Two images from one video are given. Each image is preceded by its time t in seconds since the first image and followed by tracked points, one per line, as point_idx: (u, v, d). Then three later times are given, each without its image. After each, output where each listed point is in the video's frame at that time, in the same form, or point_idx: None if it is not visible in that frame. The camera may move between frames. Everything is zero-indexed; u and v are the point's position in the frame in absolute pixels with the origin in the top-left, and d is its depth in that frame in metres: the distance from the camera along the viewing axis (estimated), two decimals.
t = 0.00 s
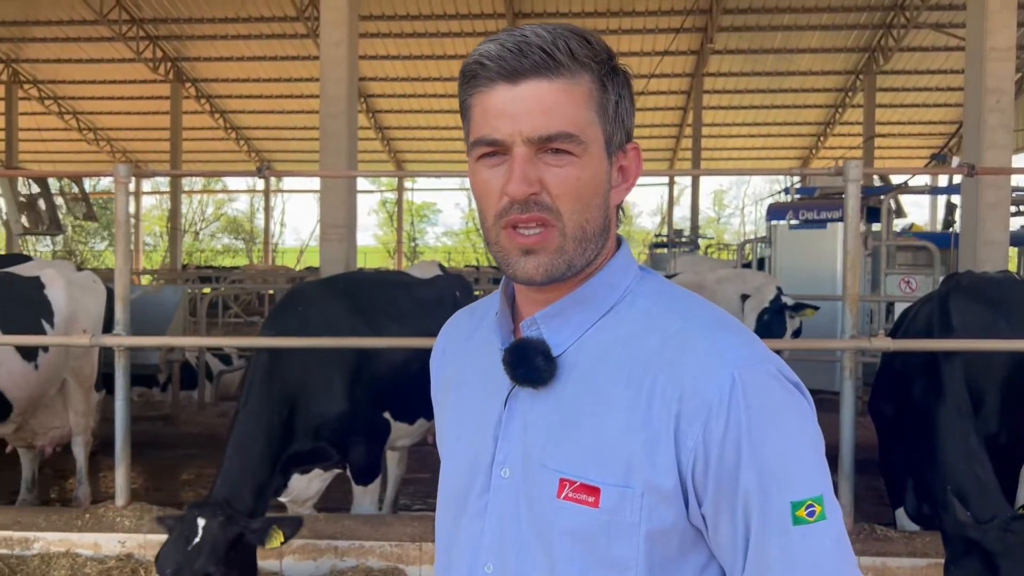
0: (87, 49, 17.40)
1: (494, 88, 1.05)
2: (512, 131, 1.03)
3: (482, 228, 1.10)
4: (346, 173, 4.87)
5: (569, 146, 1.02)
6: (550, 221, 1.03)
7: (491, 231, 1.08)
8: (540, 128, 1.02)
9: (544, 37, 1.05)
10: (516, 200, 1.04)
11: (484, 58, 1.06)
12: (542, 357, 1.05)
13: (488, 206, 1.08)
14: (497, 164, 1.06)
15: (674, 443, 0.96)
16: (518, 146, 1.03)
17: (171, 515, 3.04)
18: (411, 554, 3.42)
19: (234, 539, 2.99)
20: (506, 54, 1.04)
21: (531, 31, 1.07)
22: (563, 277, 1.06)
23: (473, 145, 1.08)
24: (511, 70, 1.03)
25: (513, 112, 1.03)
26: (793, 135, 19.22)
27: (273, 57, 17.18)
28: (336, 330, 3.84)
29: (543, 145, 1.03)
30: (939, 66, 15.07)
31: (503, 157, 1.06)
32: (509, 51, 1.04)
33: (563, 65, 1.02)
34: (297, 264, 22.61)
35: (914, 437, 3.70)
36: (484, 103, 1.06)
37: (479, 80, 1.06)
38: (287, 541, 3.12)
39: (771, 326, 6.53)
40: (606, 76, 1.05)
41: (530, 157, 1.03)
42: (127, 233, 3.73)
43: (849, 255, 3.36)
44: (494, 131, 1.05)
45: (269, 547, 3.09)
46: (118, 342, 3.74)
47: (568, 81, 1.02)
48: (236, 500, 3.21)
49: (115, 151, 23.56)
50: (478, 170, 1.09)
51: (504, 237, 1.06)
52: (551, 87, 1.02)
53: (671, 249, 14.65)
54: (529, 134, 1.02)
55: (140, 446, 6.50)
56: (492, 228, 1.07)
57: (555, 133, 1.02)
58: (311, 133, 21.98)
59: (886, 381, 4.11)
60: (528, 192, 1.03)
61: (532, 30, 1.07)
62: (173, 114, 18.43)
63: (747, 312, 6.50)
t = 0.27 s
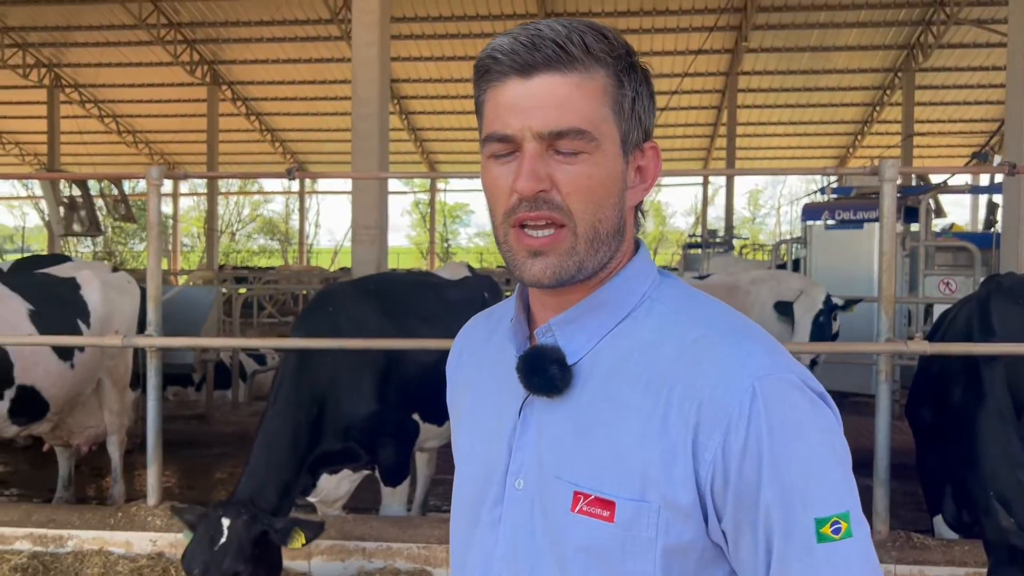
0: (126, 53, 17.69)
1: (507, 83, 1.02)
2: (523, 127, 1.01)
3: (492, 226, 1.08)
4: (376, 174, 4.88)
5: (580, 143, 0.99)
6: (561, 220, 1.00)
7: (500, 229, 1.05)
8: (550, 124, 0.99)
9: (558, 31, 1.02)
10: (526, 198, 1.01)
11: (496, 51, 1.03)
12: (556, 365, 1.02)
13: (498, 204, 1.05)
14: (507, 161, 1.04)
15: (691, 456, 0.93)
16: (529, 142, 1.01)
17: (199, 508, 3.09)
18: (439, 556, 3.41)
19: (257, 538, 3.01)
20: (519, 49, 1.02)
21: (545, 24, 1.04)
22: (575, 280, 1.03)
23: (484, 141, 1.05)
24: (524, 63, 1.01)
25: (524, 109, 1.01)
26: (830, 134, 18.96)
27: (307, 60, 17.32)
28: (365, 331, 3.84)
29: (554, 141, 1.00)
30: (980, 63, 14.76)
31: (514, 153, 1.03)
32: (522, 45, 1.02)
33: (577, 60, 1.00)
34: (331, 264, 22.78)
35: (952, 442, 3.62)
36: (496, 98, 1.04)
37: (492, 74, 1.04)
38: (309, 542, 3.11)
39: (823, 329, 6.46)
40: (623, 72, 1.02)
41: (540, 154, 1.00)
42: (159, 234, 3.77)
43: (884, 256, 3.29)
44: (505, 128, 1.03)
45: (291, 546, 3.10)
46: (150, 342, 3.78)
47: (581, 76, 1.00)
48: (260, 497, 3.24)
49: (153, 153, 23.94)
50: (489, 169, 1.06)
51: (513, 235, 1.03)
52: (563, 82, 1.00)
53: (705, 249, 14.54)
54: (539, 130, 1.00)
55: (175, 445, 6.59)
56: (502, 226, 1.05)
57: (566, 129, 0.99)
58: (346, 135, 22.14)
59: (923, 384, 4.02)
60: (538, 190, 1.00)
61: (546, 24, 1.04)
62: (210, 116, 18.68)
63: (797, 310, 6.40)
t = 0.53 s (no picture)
0: (168, 57, 18.00)
1: (518, 86, 1.01)
2: (530, 131, 1.00)
3: (501, 230, 1.06)
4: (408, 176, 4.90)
5: (589, 146, 0.97)
6: (566, 224, 0.99)
7: (508, 232, 1.04)
8: (558, 127, 0.98)
9: (571, 34, 1.01)
10: (531, 200, 0.99)
11: (509, 54, 1.03)
12: (565, 374, 1.01)
13: (506, 207, 1.04)
14: (516, 164, 1.03)
15: (700, 470, 0.90)
16: (536, 145, 1.00)
17: (233, 507, 3.15)
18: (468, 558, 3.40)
19: (287, 538, 3.04)
20: (530, 51, 1.01)
21: (560, 26, 1.03)
22: (583, 285, 1.01)
23: (494, 143, 1.04)
24: (534, 66, 1.00)
25: (533, 112, 0.99)
26: (871, 133, 18.66)
27: (344, 62, 17.48)
28: (395, 334, 3.87)
29: (562, 144, 0.98)
30: None
31: (523, 156, 1.02)
32: (534, 47, 1.01)
33: (588, 63, 0.98)
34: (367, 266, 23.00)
35: (994, 449, 3.53)
36: (508, 100, 1.03)
37: (505, 76, 1.03)
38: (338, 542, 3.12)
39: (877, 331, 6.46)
40: (638, 75, 1.01)
41: (548, 157, 0.99)
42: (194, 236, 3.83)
43: (922, 258, 3.22)
44: (514, 130, 1.02)
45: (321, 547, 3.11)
46: (184, 343, 3.84)
47: (593, 79, 0.98)
48: (291, 499, 3.27)
49: (194, 155, 24.34)
50: (500, 170, 1.05)
51: (518, 240, 1.02)
52: (573, 84, 0.98)
53: (742, 250, 14.41)
54: (548, 133, 0.99)
55: (213, 444, 6.68)
56: (509, 229, 1.04)
57: (574, 133, 0.98)
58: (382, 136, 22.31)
59: (963, 389, 3.93)
60: (544, 194, 0.99)
61: (561, 25, 1.03)
62: (249, 119, 18.94)
63: (854, 310, 6.36)
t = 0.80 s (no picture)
0: (212, 61, 18.30)
1: (538, 87, 1.02)
2: (550, 131, 1.01)
3: (519, 229, 1.07)
4: (444, 177, 4.93)
5: (608, 148, 0.98)
6: (582, 225, 0.99)
7: (526, 232, 1.05)
8: (577, 129, 0.98)
9: (594, 35, 1.01)
10: (548, 201, 1.00)
11: (531, 54, 1.03)
12: (583, 375, 1.02)
13: (524, 206, 1.05)
14: (536, 163, 1.04)
15: (716, 471, 0.91)
16: (555, 146, 1.00)
17: (268, 501, 3.20)
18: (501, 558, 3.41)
19: (322, 535, 3.08)
20: (553, 53, 1.02)
21: (583, 29, 1.04)
22: (598, 287, 1.02)
23: (515, 143, 1.05)
24: (556, 68, 1.00)
25: (553, 113, 1.00)
26: (916, 131, 18.32)
27: (383, 65, 17.62)
28: (428, 334, 3.91)
29: (580, 145, 0.99)
30: None
31: (542, 156, 1.03)
32: (556, 49, 1.02)
33: (609, 65, 0.99)
34: (406, 266, 23.17)
35: None
36: (529, 102, 1.04)
37: (527, 77, 1.04)
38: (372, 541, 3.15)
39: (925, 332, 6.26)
40: (661, 79, 1.01)
41: (566, 158, 0.99)
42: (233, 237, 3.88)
43: (963, 259, 3.16)
44: (533, 131, 1.03)
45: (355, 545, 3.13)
46: (223, 343, 3.91)
47: (613, 83, 0.99)
48: (327, 497, 3.29)
49: (237, 157, 24.73)
50: (520, 171, 1.06)
51: (536, 240, 1.03)
52: (594, 86, 0.99)
53: (784, 251, 14.25)
54: (566, 134, 0.99)
55: (253, 442, 6.79)
56: (527, 227, 1.04)
57: (592, 135, 0.98)
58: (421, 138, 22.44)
59: (1007, 393, 3.85)
60: (561, 194, 0.99)
61: (584, 28, 1.04)
62: (290, 122, 19.19)
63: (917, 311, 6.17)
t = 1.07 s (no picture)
0: (256, 65, 18.61)
1: (542, 91, 1.05)
2: (554, 133, 1.03)
3: (526, 229, 1.10)
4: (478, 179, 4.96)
5: (610, 149, 1.00)
6: (587, 224, 1.02)
7: (531, 232, 1.07)
8: (579, 131, 1.01)
9: (596, 40, 1.03)
10: (552, 200, 1.03)
11: (535, 61, 1.06)
12: (588, 372, 1.03)
13: (530, 206, 1.08)
14: (541, 164, 1.07)
15: (719, 464, 0.92)
16: (560, 147, 1.03)
17: (307, 499, 3.25)
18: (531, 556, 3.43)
19: (354, 529, 3.12)
20: (557, 57, 1.04)
21: (586, 33, 1.06)
22: (602, 283, 1.05)
23: (521, 143, 1.08)
24: (559, 71, 1.03)
25: (557, 115, 1.02)
26: (964, 129, 17.93)
27: (424, 67, 17.76)
28: (461, 333, 3.93)
29: (583, 146, 1.01)
30: None
31: (546, 157, 1.06)
32: (559, 53, 1.04)
33: (611, 68, 1.01)
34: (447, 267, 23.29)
35: None
36: (533, 105, 1.06)
37: (532, 81, 1.07)
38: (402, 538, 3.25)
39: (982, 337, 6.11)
40: (663, 80, 1.02)
41: (569, 159, 1.02)
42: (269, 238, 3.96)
43: (1001, 258, 3.09)
44: (538, 133, 1.05)
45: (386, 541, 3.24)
46: (261, 342, 3.99)
47: (616, 85, 1.01)
48: (358, 492, 3.36)
49: (281, 160, 25.11)
50: (526, 172, 1.09)
51: (542, 239, 1.06)
52: (595, 90, 1.01)
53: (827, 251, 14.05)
54: (570, 136, 1.01)
55: (293, 440, 6.90)
56: (533, 228, 1.07)
57: (593, 136, 1.00)
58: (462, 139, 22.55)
59: None
60: (563, 194, 1.02)
61: (587, 33, 1.06)
62: (332, 124, 19.43)
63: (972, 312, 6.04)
